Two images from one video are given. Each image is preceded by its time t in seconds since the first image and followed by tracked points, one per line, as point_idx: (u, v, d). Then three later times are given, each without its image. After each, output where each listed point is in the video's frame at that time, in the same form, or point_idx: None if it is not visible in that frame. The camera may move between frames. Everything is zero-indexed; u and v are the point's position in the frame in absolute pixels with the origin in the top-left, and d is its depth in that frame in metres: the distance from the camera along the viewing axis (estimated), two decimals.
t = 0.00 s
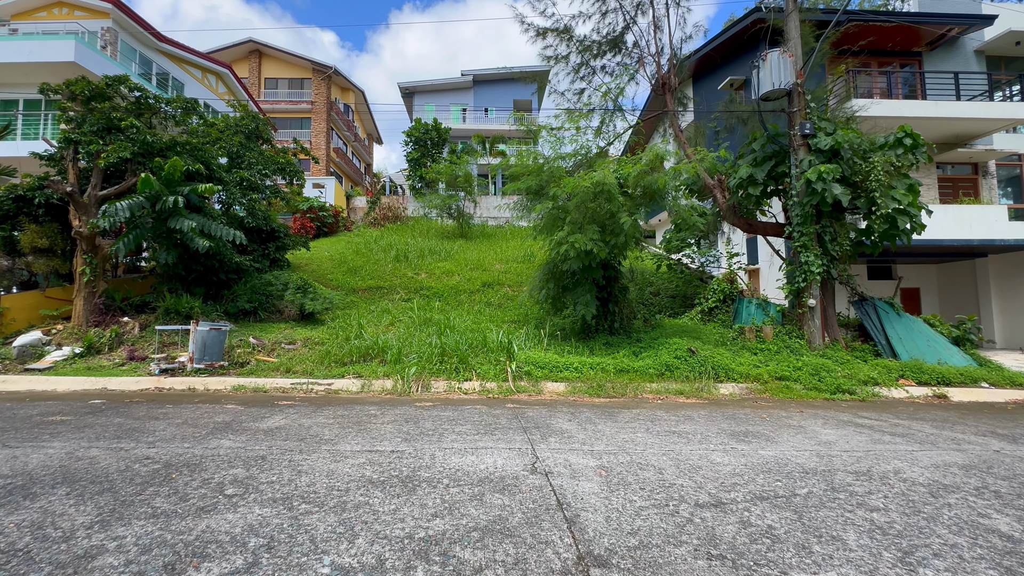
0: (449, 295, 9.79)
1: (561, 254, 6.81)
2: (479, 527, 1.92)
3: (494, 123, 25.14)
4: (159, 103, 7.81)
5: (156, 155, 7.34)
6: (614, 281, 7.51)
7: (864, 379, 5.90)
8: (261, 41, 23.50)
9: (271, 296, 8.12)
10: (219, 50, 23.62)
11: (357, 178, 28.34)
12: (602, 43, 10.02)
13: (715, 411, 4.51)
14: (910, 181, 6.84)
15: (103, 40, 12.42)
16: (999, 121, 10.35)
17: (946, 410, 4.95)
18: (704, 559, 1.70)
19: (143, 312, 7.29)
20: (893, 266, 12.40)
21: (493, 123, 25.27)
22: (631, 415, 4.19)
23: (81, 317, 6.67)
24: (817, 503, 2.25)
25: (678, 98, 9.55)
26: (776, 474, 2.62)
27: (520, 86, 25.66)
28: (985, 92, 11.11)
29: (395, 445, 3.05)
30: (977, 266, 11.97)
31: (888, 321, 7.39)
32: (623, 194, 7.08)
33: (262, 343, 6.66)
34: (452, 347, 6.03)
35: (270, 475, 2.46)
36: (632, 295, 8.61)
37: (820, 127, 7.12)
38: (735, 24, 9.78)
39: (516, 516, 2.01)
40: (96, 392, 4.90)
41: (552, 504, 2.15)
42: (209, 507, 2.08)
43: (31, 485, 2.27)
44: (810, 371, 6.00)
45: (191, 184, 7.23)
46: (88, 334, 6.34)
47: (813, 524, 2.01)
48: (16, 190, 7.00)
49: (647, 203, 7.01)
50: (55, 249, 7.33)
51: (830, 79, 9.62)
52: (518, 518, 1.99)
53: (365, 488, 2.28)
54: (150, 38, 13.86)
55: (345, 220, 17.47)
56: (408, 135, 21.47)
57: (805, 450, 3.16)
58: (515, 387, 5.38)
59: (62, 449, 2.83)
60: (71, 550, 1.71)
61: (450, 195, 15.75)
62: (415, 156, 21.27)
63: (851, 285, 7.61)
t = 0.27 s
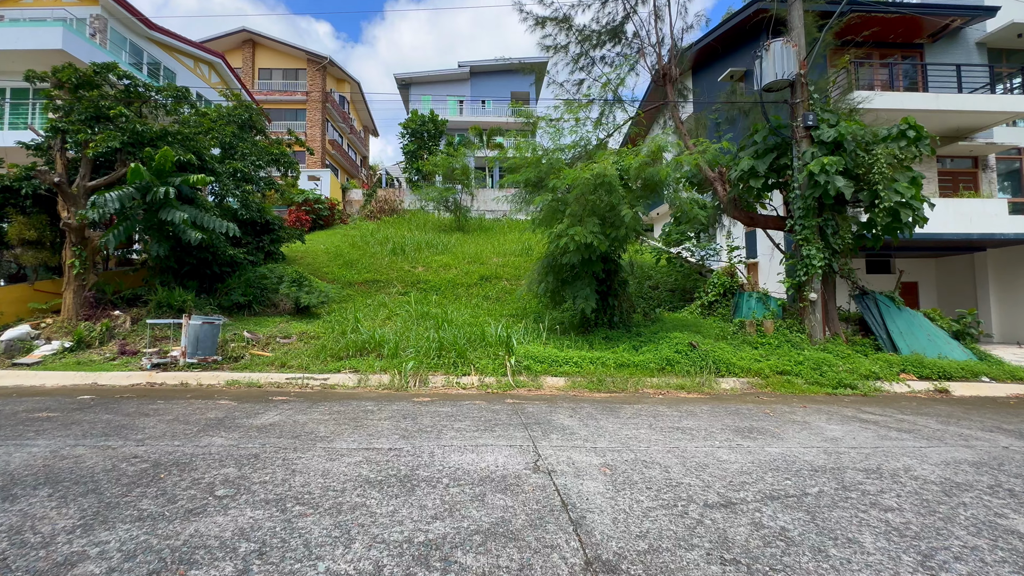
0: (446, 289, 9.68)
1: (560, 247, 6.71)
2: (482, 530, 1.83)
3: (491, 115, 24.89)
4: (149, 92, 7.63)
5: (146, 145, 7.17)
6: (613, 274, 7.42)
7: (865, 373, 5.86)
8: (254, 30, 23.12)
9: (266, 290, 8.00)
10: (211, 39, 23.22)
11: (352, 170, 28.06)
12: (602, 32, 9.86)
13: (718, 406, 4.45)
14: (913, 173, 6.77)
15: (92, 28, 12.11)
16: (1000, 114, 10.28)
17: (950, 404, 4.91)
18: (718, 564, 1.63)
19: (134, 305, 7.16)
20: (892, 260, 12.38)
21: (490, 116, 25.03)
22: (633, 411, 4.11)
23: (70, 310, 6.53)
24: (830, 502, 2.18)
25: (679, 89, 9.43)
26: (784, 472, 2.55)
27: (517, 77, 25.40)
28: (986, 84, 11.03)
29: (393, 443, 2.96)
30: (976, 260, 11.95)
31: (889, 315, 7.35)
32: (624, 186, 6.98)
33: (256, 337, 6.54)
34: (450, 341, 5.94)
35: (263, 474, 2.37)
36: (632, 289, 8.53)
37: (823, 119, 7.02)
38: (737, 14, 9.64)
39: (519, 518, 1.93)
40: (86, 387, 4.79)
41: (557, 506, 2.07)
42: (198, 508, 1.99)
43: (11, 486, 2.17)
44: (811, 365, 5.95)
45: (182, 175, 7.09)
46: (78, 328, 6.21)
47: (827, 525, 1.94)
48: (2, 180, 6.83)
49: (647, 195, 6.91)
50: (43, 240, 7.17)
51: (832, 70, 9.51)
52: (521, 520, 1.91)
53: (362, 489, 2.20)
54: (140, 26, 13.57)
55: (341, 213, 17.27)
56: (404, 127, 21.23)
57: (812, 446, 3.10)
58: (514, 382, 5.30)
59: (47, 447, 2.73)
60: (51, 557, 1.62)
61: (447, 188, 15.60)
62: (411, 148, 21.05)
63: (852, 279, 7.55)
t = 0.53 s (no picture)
0: (444, 284, 9.59)
1: (560, 243, 6.63)
2: (484, 539, 1.76)
3: (489, 109, 24.70)
4: (140, 83, 7.46)
5: (138, 138, 7.03)
6: (613, 270, 7.35)
7: (867, 369, 5.81)
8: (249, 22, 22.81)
9: (261, 286, 7.88)
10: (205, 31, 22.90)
11: (349, 165, 27.84)
12: (601, 25, 9.72)
13: (721, 405, 4.40)
14: (916, 168, 6.70)
15: (82, 18, 11.86)
16: (1001, 110, 10.23)
17: (953, 402, 4.87)
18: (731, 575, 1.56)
19: (127, 301, 7.04)
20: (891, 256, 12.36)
21: (487, 110, 24.84)
22: (635, 410, 4.05)
23: (61, 307, 6.42)
24: (841, 507, 2.12)
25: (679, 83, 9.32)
26: (793, 474, 2.49)
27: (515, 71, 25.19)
28: (987, 79, 10.96)
29: (392, 444, 2.88)
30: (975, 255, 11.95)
31: (889, 311, 7.31)
32: (624, 181, 6.89)
33: (251, 333, 6.44)
34: (449, 338, 5.86)
35: (257, 478, 2.29)
36: (631, 285, 8.47)
37: (825, 113, 6.94)
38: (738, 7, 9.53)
39: (523, 526, 1.86)
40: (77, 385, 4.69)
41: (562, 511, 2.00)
42: (188, 516, 1.91)
43: None
44: (813, 362, 5.90)
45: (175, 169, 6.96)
46: (69, 325, 6.10)
47: (841, 531, 1.88)
48: None
49: (648, 191, 6.83)
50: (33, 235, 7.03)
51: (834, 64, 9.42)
52: (525, 527, 1.84)
53: (359, 494, 2.12)
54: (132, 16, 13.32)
55: (337, 207, 17.11)
56: (401, 121, 21.03)
57: (819, 446, 3.04)
58: (514, 380, 5.23)
59: (32, 450, 2.64)
60: (31, 570, 1.54)
61: (444, 183, 15.47)
62: (408, 143, 20.88)
63: (853, 275, 7.50)
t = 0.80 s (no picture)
0: (443, 281, 9.52)
1: (561, 239, 6.56)
2: (487, 545, 1.70)
3: (488, 105, 24.57)
4: (134, 77, 7.35)
5: (132, 132, 6.93)
6: (614, 267, 7.28)
7: (870, 367, 5.76)
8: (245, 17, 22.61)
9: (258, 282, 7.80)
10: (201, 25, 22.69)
11: (347, 161, 27.71)
12: (601, 19, 9.62)
13: (724, 403, 4.34)
14: (919, 164, 6.63)
15: (76, 12, 11.70)
16: (1005, 106, 10.16)
17: (957, 400, 4.82)
18: None
19: (122, 298, 6.96)
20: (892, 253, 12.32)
21: (486, 106, 24.69)
22: (637, 409, 3.99)
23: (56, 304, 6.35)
24: (853, 510, 2.06)
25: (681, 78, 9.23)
26: (801, 476, 2.43)
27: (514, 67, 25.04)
28: (990, 75, 10.89)
29: (391, 445, 2.82)
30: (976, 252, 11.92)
31: (892, 308, 7.27)
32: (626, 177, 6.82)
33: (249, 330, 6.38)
34: (448, 335, 5.80)
35: (252, 481, 2.23)
36: (632, 282, 8.41)
37: (829, 108, 6.87)
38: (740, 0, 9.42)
39: (527, 531, 1.79)
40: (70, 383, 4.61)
41: (568, 515, 1.94)
42: (181, 521, 1.85)
43: None
44: (816, 360, 5.85)
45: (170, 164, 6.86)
46: (64, 322, 6.03)
47: (854, 536, 1.83)
48: None
49: (649, 186, 6.76)
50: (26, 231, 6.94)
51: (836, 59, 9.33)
52: (529, 533, 1.78)
53: (358, 497, 2.06)
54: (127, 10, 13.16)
55: (336, 204, 17.00)
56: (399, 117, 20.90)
57: (826, 446, 2.99)
58: (514, 377, 5.18)
59: (21, 451, 2.57)
60: None
61: (443, 179, 15.38)
62: (406, 139, 20.76)
63: (855, 272, 7.44)
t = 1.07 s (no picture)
0: (444, 278, 9.42)
1: (563, 235, 6.46)
2: (487, 552, 1.62)
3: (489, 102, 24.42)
4: (130, 71, 7.26)
5: (128, 127, 6.84)
6: (616, 264, 7.18)
7: (877, 365, 5.67)
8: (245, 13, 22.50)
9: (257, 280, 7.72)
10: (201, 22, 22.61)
11: (348, 158, 27.61)
12: (604, 13, 9.49)
13: (729, 402, 4.25)
14: (928, 159, 6.51)
15: (74, 6, 11.61)
16: (1012, 101, 10.03)
17: (967, 399, 4.73)
18: None
19: (119, 295, 6.89)
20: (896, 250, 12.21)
21: (487, 103, 24.55)
22: (642, 408, 3.89)
23: (51, 301, 6.28)
24: (869, 514, 1.98)
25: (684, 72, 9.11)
26: (813, 477, 2.35)
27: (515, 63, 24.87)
28: (998, 69, 10.74)
29: (388, 444, 2.73)
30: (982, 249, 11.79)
31: (899, 306, 7.16)
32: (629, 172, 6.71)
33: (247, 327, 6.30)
34: (448, 332, 5.71)
35: (244, 483, 2.15)
36: (635, 279, 8.30)
37: (836, 102, 6.75)
38: None
39: (529, 537, 1.71)
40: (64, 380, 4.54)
41: (572, 520, 1.85)
42: (167, 525, 1.77)
43: None
44: (822, 357, 5.76)
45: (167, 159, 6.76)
46: (59, 319, 5.96)
47: (873, 542, 1.74)
48: None
49: (652, 181, 6.66)
50: (21, 228, 6.87)
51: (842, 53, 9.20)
52: (531, 539, 1.69)
53: (353, 500, 1.98)
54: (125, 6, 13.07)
55: (336, 201, 16.91)
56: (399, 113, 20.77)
57: (837, 447, 2.90)
58: (515, 376, 5.09)
59: (7, 451, 2.49)
60: None
61: (444, 176, 15.27)
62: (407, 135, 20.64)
63: (861, 269, 7.33)
